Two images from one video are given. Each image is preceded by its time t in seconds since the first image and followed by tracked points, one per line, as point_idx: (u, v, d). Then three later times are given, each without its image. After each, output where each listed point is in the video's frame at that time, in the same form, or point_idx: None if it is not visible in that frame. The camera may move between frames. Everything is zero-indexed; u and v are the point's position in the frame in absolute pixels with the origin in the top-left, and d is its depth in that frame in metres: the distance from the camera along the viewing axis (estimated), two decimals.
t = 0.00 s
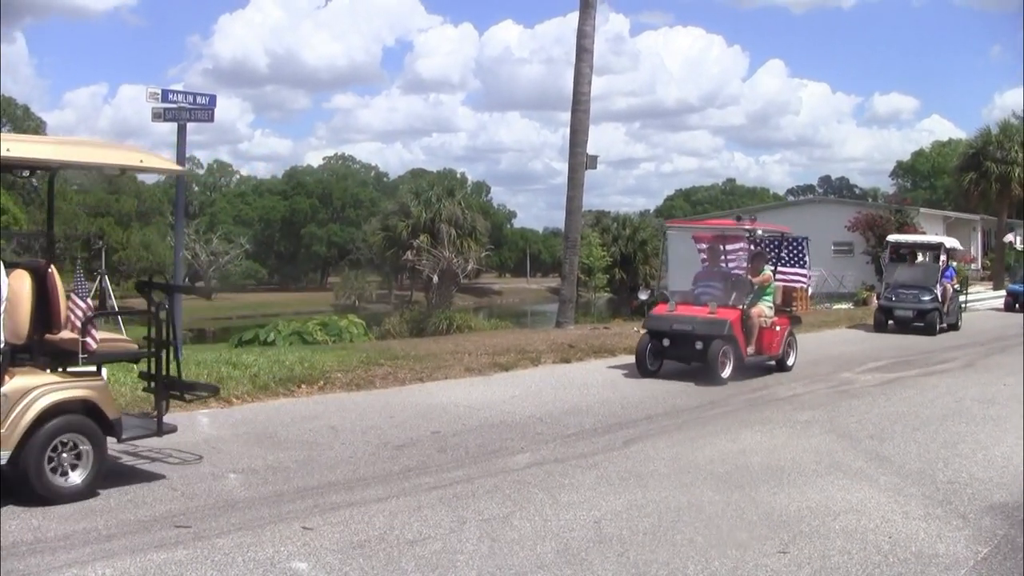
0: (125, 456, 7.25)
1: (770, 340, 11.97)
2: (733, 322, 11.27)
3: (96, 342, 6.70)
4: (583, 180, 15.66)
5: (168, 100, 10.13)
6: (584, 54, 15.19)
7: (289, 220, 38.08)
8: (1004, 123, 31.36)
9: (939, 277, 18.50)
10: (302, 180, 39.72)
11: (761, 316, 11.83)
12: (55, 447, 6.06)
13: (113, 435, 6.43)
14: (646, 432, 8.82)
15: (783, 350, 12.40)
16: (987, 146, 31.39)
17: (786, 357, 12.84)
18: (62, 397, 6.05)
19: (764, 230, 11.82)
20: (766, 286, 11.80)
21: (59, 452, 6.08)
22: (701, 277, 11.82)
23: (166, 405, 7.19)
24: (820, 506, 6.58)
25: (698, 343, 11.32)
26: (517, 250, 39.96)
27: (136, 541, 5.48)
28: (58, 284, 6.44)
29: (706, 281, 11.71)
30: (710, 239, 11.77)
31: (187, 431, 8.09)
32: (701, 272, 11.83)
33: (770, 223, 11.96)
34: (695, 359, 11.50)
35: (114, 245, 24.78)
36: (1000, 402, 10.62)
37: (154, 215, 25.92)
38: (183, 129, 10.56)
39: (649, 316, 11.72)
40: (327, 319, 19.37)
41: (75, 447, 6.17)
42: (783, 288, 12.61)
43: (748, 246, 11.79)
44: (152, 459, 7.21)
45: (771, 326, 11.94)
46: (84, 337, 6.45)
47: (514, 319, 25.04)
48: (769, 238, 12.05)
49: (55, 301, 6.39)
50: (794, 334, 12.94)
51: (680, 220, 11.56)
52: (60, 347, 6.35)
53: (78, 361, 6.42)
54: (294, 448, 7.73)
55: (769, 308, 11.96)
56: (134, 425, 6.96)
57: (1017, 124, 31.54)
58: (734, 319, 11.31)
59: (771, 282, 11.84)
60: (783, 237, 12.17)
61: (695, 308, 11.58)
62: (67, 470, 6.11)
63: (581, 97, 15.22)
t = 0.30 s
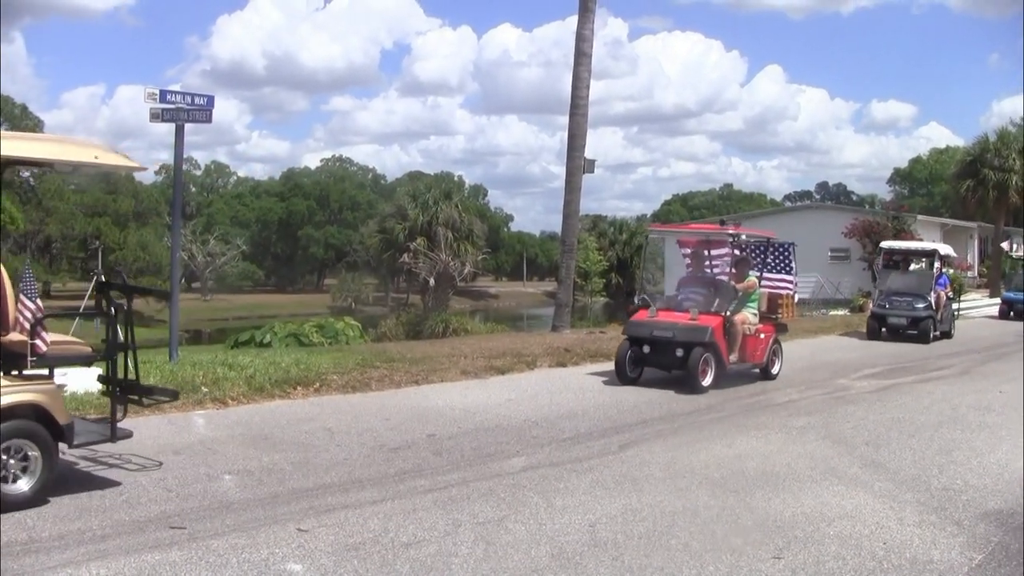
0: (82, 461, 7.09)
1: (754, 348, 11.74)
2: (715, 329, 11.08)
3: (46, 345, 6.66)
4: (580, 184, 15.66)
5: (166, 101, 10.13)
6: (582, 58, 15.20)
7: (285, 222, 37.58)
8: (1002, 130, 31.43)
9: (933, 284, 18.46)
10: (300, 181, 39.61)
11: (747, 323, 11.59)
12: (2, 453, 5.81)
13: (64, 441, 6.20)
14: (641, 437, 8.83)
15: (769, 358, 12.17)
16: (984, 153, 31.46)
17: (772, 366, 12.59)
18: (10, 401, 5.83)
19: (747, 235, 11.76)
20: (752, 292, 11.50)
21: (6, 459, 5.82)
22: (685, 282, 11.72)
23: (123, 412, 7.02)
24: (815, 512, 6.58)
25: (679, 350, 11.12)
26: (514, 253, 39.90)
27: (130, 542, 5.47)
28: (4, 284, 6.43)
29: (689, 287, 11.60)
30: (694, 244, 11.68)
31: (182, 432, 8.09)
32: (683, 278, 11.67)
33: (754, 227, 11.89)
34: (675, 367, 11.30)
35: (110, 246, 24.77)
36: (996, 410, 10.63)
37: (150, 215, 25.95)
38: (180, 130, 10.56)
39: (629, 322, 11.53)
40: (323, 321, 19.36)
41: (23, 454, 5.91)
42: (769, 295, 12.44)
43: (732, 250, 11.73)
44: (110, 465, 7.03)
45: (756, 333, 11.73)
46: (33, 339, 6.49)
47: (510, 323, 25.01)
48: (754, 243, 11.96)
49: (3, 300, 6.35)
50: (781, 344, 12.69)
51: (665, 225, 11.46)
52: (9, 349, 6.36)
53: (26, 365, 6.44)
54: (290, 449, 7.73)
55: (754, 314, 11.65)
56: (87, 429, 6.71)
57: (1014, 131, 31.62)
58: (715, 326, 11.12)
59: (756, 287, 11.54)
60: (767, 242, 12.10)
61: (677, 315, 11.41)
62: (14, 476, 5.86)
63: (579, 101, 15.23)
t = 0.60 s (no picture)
0: (44, 467, 6.86)
1: (737, 352, 11.62)
2: (695, 334, 10.91)
3: None
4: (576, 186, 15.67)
5: (163, 101, 10.14)
6: (580, 60, 15.22)
7: (282, 223, 37.92)
8: (998, 134, 31.49)
9: (926, 288, 18.46)
10: (296, 183, 39.54)
11: (729, 327, 11.49)
12: None
13: (17, 446, 6.11)
14: (637, 439, 8.84)
15: (751, 363, 12.03)
16: (981, 157, 31.52)
17: (755, 371, 12.43)
18: None
19: (731, 237, 11.51)
20: (735, 295, 11.44)
21: None
22: (668, 286, 11.56)
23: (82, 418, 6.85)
24: (810, 515, 6.60)
25: (659, 355, 10.96)
26: (510, 255, 39.90)
27: (126, 542, 5.48)
28: None
29: (675, 290, 11.43)
30: (677, 246, 11.53)
31: (178, 432, 8.09)
32: (669, 280, 11.54)
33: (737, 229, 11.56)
34: (655, 372, 11.13)
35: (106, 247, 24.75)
36: (991, 413, 10.66)
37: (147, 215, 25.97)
38: (177, 130, 10.56)
39: (609, 326, 11.35)
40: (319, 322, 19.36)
41: None
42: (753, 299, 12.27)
43: (716, 254, 11.56)
44: (72, 470, 6.81)
45: (738, 337, 11.63)
46: None
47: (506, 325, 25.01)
48: (736, 246, 11.64)
49: None
50: (764, 348, 12.56)
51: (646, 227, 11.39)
52: None
53: None
54: (286, 450, 7.73)
55: (737, 318, 11.60)
56: (41, 435, 6.60)
57: (1010, 135, 31.69)
58: (696, 331, 10.94)
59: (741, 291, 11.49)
60: (751, 245, 11.75)
61: (657, 319, 11.23)
62: None
63: (576, 102, 15.25)
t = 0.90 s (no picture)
0: (8, 468, 6.69)
1: (722, 355, 11.40)
2: (677, 336, 10.71)
3: None
4: (576, 186, 15.68)
5: (162, 99, 10.14)
6: (580, 60, 15.22)
7: (281, 221, 37.44)
8: (998, 137, 31.51)
9: (922, 290, 18.37)
10: (295, 181, 39.06)
11: (714, 329, 11.28)
12: None
13: None
14: (635, 439, 8.85)
15: (737, 367, 11.80)
16: (981, 159, 31.54)
17: (742, 374, 12.19)
18: None
19: (715, 238, 11.18)
20: (721, 297, 11.27)
21: None
22: (652, 287, 11.27)
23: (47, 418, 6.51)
24: (808, 516, 6.61)
25: (640, 357, 10.78)
26: (509, 255, 39.91)
27: (123, 539, 5.48)
28: None
29: (660, 290, 11.16)
30: (663, 246, 11.23)
31: (175, 430, 8.09)
32: (655, 281, 11.25)
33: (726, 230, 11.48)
34: (636, 375, 10.94)
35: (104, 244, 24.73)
36: (989, 416, 10.68)
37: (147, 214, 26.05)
38: (177, 127, 10.57)
39: (589, 327, 11.17)
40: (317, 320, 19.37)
41: None
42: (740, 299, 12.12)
43: (702, 254, 11.32)
44: (36, 471, 6.64)
45: (723, 340, 11.43)
46: None
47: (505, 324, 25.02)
48: (724, 247, 11.56)
49: None
50: (751, 352, 12.32)
51: (633, 224, 11.04)
52: None
53: None
54: (283, 448, 7.74)
55: (723, 320, 11.41)
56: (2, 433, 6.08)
57: (1010, 138, 31.71)
58: (678, 333, 10.75)
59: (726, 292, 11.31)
60: (739, 245, 11.67)
61: (639, 320, 11.04)
62: None
63: (576, 102, 15.26)
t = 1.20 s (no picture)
0: None
1: (706, 356, 11.09)
2: (659, 336, 10.41)
3: None
4: (576, 185, 15.66)
5: (163, 96, 10.15)
6: (581, 59, 15.22)
7: (281, 219, 37.38)
8: (999, 137, 31.49)
9: (919, 290, 18.23)
10: (296, 179, 39.10)
11: (699, 329, 10.99)
12: None
13: None
14: (635, 438, 8.84)
15: (722, 368, 11.49)
16: (982, 158, 31.53)
17: (728, 376, 11.90)
18: None
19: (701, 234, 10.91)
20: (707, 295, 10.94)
21: None
22: (638, 285, 11.00)
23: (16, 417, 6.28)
24: (808, 515, 6.60)
25: (622, 358, 10.48)
26: (509, 253, 39.92)
27: (123, 536, 5.48)
28: None
29: (643, 289, 10.93)
30: (648, 244, 11.03)
31: (176, 427, 8.09)
32: (638, 280, 10.99)
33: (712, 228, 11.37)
34: (617, 375, 10.64)
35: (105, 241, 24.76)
36: (989, 416, 10.68)
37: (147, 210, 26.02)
38: (178, 125, 10.57)
39: (569, 326, 10.88)
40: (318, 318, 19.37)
41: None
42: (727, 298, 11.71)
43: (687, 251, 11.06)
44: (5, 472, 6.44)
45: (708, 341, 11.12)
46: None
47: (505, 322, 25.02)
48: (711, 245, 11.46)
49: None
50: (737, 352, 12.00)
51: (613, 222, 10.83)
52: None
53: None
54: (283, 446, 7.74)
55: (709, 320, 11.10)
56: None
57: (1011, 137, 31.68)
58: (660, 333, 10.45)
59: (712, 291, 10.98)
60: (726, 243, 11.58)
61: (621, 319, 10.75)
62: None
63: (577, 101, 15.25)
